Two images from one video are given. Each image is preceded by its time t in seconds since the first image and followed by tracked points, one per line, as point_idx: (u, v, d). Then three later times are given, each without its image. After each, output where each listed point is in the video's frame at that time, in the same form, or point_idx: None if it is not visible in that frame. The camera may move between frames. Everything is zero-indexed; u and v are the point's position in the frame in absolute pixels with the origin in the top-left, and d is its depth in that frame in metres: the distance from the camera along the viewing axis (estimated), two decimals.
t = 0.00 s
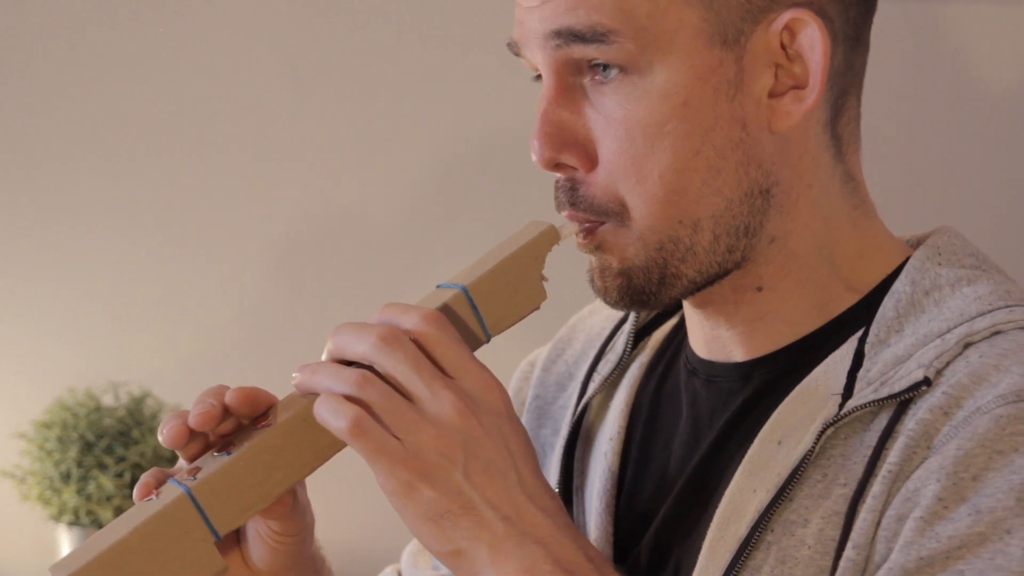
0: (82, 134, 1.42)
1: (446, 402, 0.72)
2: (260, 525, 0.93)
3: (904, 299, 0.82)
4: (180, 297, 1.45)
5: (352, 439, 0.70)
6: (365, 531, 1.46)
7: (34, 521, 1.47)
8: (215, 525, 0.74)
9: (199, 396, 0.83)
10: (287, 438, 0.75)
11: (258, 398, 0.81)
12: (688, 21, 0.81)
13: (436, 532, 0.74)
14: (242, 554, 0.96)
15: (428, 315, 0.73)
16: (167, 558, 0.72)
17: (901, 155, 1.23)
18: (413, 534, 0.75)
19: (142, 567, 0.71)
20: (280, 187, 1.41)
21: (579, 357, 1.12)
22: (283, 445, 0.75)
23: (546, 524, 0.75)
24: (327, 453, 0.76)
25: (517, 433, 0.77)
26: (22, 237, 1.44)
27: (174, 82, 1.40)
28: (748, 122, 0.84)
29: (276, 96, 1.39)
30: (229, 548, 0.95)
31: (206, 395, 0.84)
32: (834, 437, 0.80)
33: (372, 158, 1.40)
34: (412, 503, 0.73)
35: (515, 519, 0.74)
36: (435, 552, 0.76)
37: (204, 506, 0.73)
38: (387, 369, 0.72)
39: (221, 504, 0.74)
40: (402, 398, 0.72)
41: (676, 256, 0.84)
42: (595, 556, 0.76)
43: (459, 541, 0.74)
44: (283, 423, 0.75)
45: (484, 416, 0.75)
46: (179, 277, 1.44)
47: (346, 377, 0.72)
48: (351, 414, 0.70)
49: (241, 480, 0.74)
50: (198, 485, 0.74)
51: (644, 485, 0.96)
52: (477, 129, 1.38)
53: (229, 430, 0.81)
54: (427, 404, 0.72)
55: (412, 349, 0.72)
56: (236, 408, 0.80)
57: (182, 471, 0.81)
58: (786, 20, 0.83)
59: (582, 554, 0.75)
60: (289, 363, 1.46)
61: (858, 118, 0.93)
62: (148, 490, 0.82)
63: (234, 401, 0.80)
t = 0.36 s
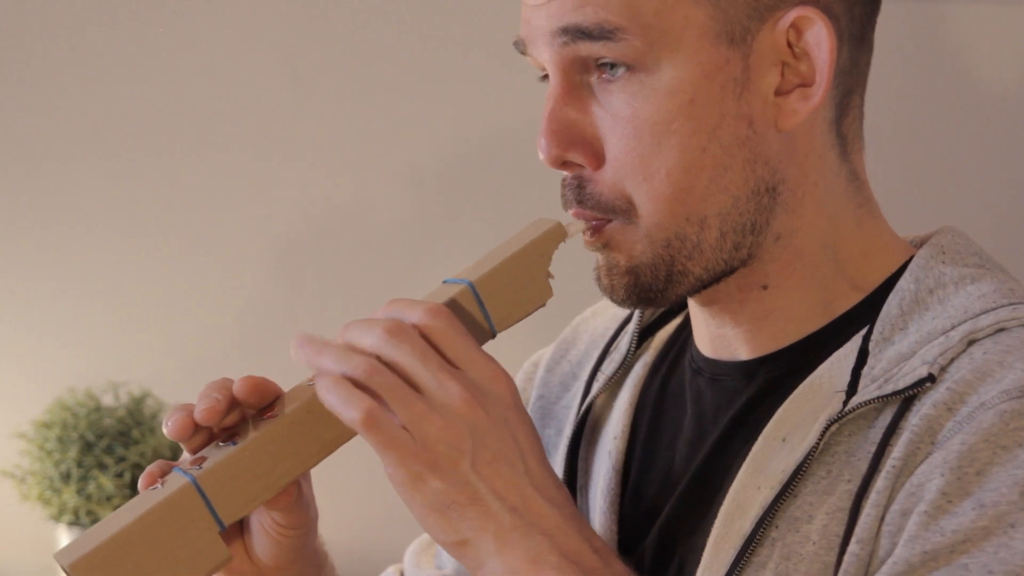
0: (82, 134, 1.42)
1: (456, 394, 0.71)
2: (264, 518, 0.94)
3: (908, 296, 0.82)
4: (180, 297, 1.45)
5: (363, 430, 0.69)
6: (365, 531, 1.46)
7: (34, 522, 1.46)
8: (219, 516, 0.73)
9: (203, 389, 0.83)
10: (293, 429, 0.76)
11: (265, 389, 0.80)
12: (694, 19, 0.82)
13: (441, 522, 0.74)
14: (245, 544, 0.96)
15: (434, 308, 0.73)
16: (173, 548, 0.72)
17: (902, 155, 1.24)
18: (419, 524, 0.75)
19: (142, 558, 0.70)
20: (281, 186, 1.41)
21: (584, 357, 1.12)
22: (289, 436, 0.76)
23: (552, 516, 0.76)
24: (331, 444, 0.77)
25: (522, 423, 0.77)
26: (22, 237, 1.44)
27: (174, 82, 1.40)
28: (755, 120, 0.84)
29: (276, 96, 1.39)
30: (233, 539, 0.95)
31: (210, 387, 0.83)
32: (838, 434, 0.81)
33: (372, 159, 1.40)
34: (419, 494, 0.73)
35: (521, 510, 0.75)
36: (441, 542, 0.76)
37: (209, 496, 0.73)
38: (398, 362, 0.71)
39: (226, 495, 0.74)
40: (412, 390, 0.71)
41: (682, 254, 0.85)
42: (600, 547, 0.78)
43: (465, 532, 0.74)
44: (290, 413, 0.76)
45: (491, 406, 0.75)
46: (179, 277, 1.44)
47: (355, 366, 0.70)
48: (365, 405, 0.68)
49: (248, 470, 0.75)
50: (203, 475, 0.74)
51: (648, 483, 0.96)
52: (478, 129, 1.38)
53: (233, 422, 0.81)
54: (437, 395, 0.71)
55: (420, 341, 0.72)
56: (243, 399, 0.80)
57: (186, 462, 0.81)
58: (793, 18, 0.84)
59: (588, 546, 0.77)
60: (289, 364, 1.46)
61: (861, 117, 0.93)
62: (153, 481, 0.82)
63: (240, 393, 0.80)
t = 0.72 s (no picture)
0: (82, 134, 1.42)
1: (461, 396, 0.72)
2: (269, 517, 0.93)
3: (909, 297, 0.83)
4: (180, 297, 1.45)
5: (366, 432, 0.69)
6: (366, 531, 1.46)
7: (33, 522, 1.46)
8: (225, 517, 0.73)
9: (210, 390, 0.83)
10: (300, 431, 0.76)
11: (272, 392, 0.81)
12: (703, 15, 0.82)
13: (448, 524, 0.74)
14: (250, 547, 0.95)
15: (440, 309, 0.73)
16: (175, 551, 0.72)
17: (902, 155, 1.24)
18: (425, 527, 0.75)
19: (145, 562, 0.70)
20: (281, 186, 1.41)
21: (583, 357, 1.12)
22: (296, 438, 0.76)
23: (558, 517, 0.77)
24: (337, 447, 0.77)
25: (529, 426, 0.77)
26: (21, 237, 1.44)
27: (174, 82, 1.40)
28: (761, 117, 0.85)
29: (276, 96, 1.39)
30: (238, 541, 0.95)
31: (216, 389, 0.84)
32: (840, 435, 0.81)
33: (373, 158, 1.40)
34: (425, 495, 0.73)
35: (528, 511, 0.75)
36: (448, 546, 0.76)
37: (216, 497, 0.73)
38: (402, 364, 0.71)
39: (232, 496, 0.74)
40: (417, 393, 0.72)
41: (689, 251, 0.85)
42: (607, 549, 0.78)
43: (471, 535, 0.74)
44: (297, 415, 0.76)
45: (497, 408, 0.75)
46: (179, 277, 1.44)
47: (360, 372, 0.71)
48: (368, 406, 0.69)
49: (254, 471, 0.74)
50: (210, 476, 0.73)
51: (650, 482, 0.96)
52: (478, 129, 1.38)
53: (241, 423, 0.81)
54: (442, 397, 0.72)
55: (426, 342, 0.72)
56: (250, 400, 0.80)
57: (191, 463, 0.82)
58: (800, 16, 0.84)
59: (594, 547, 0.77)
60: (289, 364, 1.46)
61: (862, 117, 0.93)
62: (158, 482, 0.83)
63: (248, 395, 0.80)
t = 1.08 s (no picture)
0: (82, 134, 1.42)
1: (453, 416, 0.72)
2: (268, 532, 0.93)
3: (905, 301, 0.82)
4: (180, 297, 1.45)
5: (359, 455, 0.69)
6: (366, 531, 1.46)
7: (34, 521, 1.47)
8: (223, 542, 0.73)
9: (210, 428, 0.79)
10: (297, 452, 0.75)
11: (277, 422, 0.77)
12: (691, 22, 0.82)
13: (445, 546, 0.74)
14: (252, 569, 0.93)
15: (433, 329, 0.73)
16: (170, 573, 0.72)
17: (902, 155, 1.24)
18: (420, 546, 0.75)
19: None
20: (281, 186, 1.41)
21: (579, 357, 1.12)
22: (293, 460, 0.75)
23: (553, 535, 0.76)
24: (336, 467, 0.76)
25: (523, 446, 0.77)
26: (22, 237, 1.44)
27: (174, 82, 1.40)
28: (753, 123, 0.84)
29: (276, 96, 1.39)
30: (238, 565, 0.92)
31: (212, 414, 0.81)
32: (836, 440, 0.81)
33: (372, 159, 1.40)
34: (419, 517, 0.73)
35: (524, 532, 0.75)
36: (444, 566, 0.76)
37: (213, 522, 0.73)
38: (394, 385, 0.71)
39: (230, 520, 0.73)
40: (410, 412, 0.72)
41: (683, 258, 0.84)
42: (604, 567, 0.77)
43: (468, 556, 0.74)
44: (292, 436, 0.75)
45: (492, 428, 0.75)
46: (179, 277, 1.44)
47: (353, 392, 0.71)
48: (361, 429, 0.69)
49: (251, 495, 0.74)
50: (207, 502, 0.73)
51: (646, 486, 0.96)
52: (478, 129, 1.38)
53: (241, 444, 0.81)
54: (434, 418, 0.72)
55: (418, 361, 0.72)
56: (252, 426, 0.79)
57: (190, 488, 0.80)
58: (791, 22, 0.84)
59: (590, 565, 0.76)
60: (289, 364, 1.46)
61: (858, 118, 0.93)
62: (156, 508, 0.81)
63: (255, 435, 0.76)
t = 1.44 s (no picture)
0: (82, 134, 1.42)
1: (446, 419, 0.71)
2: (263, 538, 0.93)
3: (901, 302, 0.82)
4: (180, 297, 1.45)
5: (351, 458, 0.69)
6: (365, 531, 1.46)
7: (34, 521, 1.47)
8: (217, 549, 0.73)
9: (204, 435, 0.79)
10: (290, 458, 0.75)
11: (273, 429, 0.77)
12: (688, 22, 0.81)
13: (436, 549, 0.74)
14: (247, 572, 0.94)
15: (424, 331, 0.73)
16: None
17: (901, 155, 1.23)
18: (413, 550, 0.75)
19: None
20: (281, 186, 1.41)
21: (576, 357, 1.12)
22: (286, 465, 0.75)
23: (547, 537, 0.76)
24: (329, 471, 0.76)
25: (517, 448, 0.77)
26: (22, 237, 1.44)
27: (174, 82, 1.40)
28: (750, 124, 0.84)
29: (276, 96, 1.39)
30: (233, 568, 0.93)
31: (206, 419, 0.82)
32: (832, 443, 0.80)
33: (372, 159, 1.40)
34: (412, 520, 0.73)
35: (517, 536, 0.75)
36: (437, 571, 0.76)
37: (207, 530, 0.73)
38: (386, 388, 0.71)
39: (224, 527, 0.73)
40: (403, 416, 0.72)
41: (678, 259, 0.84)
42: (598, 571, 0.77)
43: (461, 559, 0.74)
44: (286, 441, 0.75)
45: (485, 429, 0.75)
46: (179, 277, 1.44)
47: (345, 395, 0.71)
48: (352, 432, 0.69)
49: (244, 502, 0.74)
50: (200, 509, 0.73)
51: (642, 489, 0.96)
52: (477, 130, 1.38)
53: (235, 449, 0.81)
54: (427, 420, 0.72)
55: (410, 364, 0.72)
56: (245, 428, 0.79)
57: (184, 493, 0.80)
58: (788, 23, 0.84)
59: (583, 568, 0.76)
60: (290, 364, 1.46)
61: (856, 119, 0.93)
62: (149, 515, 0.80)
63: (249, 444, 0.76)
